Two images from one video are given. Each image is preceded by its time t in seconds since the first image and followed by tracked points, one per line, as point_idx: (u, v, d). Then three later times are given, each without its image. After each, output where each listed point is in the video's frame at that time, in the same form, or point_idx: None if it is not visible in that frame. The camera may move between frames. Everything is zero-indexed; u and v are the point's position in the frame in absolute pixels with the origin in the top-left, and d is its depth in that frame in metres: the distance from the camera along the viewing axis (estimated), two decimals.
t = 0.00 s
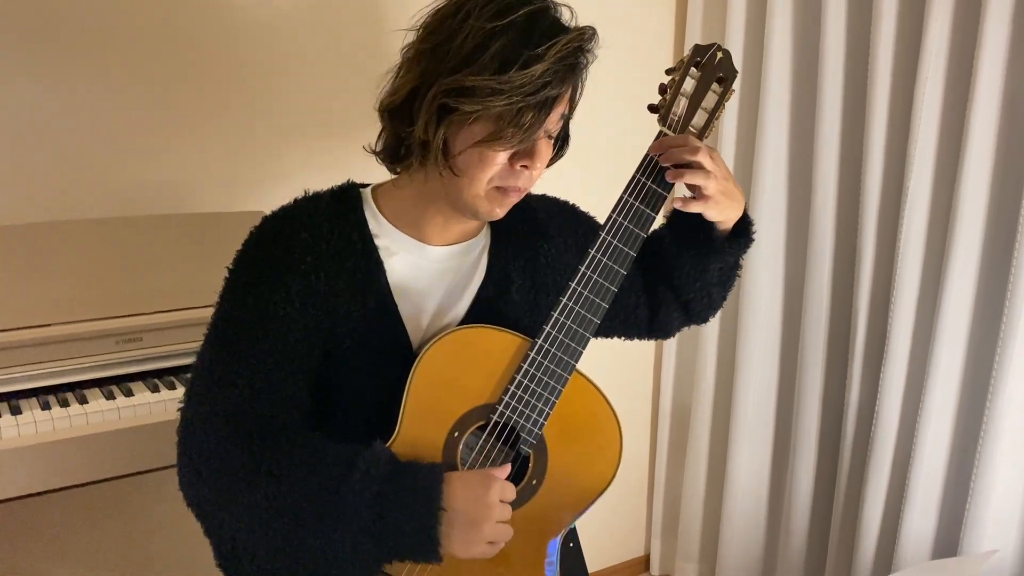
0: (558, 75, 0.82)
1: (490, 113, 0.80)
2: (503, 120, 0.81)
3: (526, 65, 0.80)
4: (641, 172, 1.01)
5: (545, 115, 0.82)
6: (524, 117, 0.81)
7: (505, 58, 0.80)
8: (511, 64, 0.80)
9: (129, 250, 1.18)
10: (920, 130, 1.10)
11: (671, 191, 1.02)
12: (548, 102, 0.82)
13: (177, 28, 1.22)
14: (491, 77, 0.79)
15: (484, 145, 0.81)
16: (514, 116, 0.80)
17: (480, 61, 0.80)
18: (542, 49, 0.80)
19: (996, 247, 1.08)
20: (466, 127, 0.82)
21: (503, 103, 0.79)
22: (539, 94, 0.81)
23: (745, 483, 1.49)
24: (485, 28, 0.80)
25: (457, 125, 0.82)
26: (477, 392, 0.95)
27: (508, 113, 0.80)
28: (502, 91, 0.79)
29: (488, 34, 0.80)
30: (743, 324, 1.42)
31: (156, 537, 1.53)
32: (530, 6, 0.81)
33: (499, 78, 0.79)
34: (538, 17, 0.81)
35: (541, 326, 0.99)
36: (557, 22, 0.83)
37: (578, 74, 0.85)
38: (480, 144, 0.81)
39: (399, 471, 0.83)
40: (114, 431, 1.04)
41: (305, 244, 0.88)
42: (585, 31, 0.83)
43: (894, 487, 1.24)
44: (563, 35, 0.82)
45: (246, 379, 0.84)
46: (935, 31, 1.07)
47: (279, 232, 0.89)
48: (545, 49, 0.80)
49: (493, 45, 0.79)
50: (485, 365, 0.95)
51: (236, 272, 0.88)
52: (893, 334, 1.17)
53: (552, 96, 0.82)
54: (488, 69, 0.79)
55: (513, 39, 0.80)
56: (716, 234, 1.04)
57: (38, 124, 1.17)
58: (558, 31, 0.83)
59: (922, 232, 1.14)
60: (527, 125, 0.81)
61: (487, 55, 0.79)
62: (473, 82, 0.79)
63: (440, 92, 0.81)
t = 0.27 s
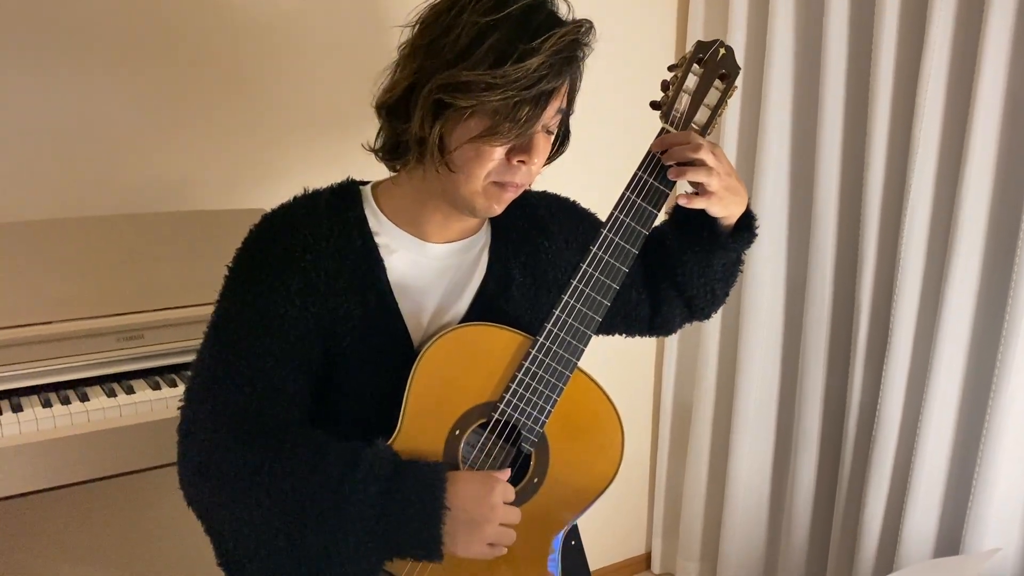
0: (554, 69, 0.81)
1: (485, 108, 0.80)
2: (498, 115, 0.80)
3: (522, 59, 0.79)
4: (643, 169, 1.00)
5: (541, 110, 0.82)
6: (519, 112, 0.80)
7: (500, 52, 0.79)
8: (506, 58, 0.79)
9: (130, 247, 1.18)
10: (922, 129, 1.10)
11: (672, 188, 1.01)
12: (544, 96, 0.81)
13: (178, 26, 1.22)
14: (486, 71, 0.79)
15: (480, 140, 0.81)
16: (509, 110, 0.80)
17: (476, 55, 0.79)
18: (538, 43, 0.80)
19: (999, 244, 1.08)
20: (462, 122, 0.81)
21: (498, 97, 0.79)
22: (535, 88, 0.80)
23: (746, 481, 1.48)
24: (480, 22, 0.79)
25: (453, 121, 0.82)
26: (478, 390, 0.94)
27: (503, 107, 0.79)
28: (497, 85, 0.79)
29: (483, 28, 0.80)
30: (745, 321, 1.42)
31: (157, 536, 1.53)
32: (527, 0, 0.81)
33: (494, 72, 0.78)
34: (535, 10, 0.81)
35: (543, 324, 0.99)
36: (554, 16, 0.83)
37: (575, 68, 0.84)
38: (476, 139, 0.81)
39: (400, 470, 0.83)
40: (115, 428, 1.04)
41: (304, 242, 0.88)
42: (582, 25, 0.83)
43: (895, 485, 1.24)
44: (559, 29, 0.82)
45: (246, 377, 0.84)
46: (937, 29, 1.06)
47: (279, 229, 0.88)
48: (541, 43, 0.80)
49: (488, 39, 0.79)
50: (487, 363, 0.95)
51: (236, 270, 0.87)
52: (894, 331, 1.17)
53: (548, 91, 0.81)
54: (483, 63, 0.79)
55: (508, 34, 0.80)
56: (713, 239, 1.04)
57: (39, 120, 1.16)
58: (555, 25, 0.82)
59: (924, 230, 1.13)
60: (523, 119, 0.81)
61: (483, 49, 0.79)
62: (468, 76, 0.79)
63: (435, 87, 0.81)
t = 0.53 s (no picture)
0: (555, 73, 0.81)
1: (484, 111, 0.79)
2: (498, 118, 0.80)
3: (522, 63, 0.79)
4: (644, 165, 1.00)
5: (541, 114, 0.81)
6: (519, 116, 0.80)
7: (501, 55, 0.79)
8: (507, 62, 0.79)
9: (130, 244, 1.17)
10: (925, 127, 1.09)
11: (673, 184, 1.01)
12: (544, 100, 0.81)
13: (179, 23, 1.21)
14: (486, 74, 0.78)
15: (478, 143, 0.80)
16: (508, 114, 0.79)
17: (476, 58, 0.79)
18: (539, 47, 0.79)
19: (1003, 241, 1.07)
20: (461, 124, 0.81)
21: (497, 101, 0.78)
22: (535, 92, 0.80)
23: (748, 479, 1.48)
24: (481, 25, 0.79)
25: (452, 122, 0.81)
26: (478, 387, 0.94)
27: (503, 111, 0.79)
28: (497, 89, 0.78)
29: (484, 30, 0.79)
30: (747, 319, 1.41)
31: (158, 533, 1.53)
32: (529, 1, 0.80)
33: (494, 76, 0.78)
34: (537, 12, 0.80)
35: (543, 321, 0.98)
36: (557, 19, 0.82)
37: (576, 71, 0.84)
38: (474, 142, 0.81)
39: (401, 469, 0.83)
40: (115, 426, 1.04)
41: (304, 239, 0.87)
42: (585, 29, 0.82)
43: (897, 484, 1.24)
44: (562, 32, 0.81)
45: (246, 375, 0.83)
46: (941, 26, 1.06)
47: (279, 227, 0.88)
48: (542, 46, 0.79)
49: (489, 42, 0.79)
50: (487, 360, 0.94)
51: (236, 268, 0.87)
52: (897, 330, 1.16)
53: (549, 95, 0.81)
54: (483, 66, 0.79)
55: (509, 37, 0.79)
56: (713, 238, 1.04)
57: (39, 118, 1.16)
58: (557, 28, 0.82)
59: (927, 228, 1.13)
60: (522, 123, 0.80)
61: (483, 52, 0.79)
62: (468, 79, 0.78)
63: (435, 88, 0.81)
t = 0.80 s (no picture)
0: (558, 101, 0.80)
1: (482, 132, 0.79)
2: (495, 140, 0.79)
3: (524, 88, 0.78)
4: (643, 164, 1.00)
5: (540, 140, 0.81)
6: (517, 142, 0.79)
7: (505, 79, 0.78)
8: (510, 86, 0.78)
9: (131, 242, 1.17)
10: (926, 127, 1.09)
11: (672, 182, 1.00)
12: (545, 127, 0.80)
13: (179, 22, 1.21)
14: (487, 96, 0.78)
15: (472, 163, 0.80)
16: (506, 139, 0.79)
17: (480, 79, 0.78)
18: (544, 74, 0.79)
19: (1006, 241, 1.07)
20: (458, 141, 0.81)
21: (495, 124, 0.78)
22: (535, 118, 0.79)
23: (749, 479, 1.48)
24: (489, 46, 0.78)
25: (449, 137, 0.81)
26: (477, 384, 0.94)
27: (501, 136, 0.79)
28: (496, 112, 0.78)
29: (492, 52, 0.79)
30: (748, 318, 1.41)
31: (160, 532, 1.53)
32: (542, 26, 0.80)
33: (495, 99, 0.77)
34: (548, 38, 0.80)
35: (542, 318, 0.98)
36: (568, 44, 0.81)
37: (582, 99, 0.83)
38: (469, 161, 0.80)
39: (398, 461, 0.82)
40: (116, 424, 1.04)
41: (304, 238, 0.87)
42: (594, 60, 0.82)
43: (898, 483, 1.23)
44: (571, 61, 0.80)
45: (246, 373, 0.83)
46: (942, 26, 1.06)
47: (279, 226, 0.88)
48: (546, 75, 0.79)
49: (495, 64, 0.78)
50: (486, 357, 0.94)
51: (236, 266, 0.87)
52: (897, 330, 1.16)
53: (550, 122, 0.80)
54: (485, 88, 0.78)
55: (515, 59, 0.78)
56: (710, 233, 1.03)
57: (40, 117, 1.16)
58: (567, 53, 0.81)
59: (928, 227, 1.12)
60: (519, 149, 0.80)
61: (487, 73, 0.78)
62: (469, 99, 0.78)
63: (436, 101, 0.80)
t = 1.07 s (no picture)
0: (562, 92, 0.80)
1: (486, 124, 0.78)
2: (500, 132, 0.79)
3: (528, 79, 0.78)
4: (644, 164, 0.99)
5: (545, 131, 0.80)
6: (521, 133, 0.79)
7: (509, 71, 0.78)
8: (514, 77, 0.78)
9: (133, 241, 1.17)
10: (929, 127, 1.09)
11: (673, 181, 1.00)
12: (549, 118, 0.80)
13: (182, 22, 1.22)
14: (491, 88, 0.77)
15: (478, 156, 0.80)
16: (511, 130, 0.78)
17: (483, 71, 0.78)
18: (548, 65, 0.79)
19: (1008, 241, 1.07)
20: (464, 135, 0.80)
21: (500, 115, 0.77)
22: (539, 109, 0.79)
23: (750, 479, 1.48)
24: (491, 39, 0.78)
25: (455, 132, 0.81)
26: (479, 383, 0.94)
27: (506, 127, 0.78)
28: (500, 104, 0.78)
29: (494, 44, 0.79)
30: (750, 317, 1.41)
31: (164, 529, 1.53)
32: (543, 19, 0.80)
33: (499, 91, 0.77)
34: (550, 29, 0.80)
35: (544, 316, 0.98)
36: (570, 36, 0.81)
37: (585, 91, 0.83)
38: (475, 154, 0.80)
39: (401, 459, 0.83)
40: (118, 423, 1.04)
41: (306, 236, 0.87)
42: (597, 49, 0.81)
43: (901, 482, 1.23)
44: (573, 51, 0.80)
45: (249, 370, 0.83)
46: (945, 26, 1.06)
47: (282, 224, 0.88)
48: (550, 65, 0.79)
49: (498, 56, 0.78)
50: (488, 355, 0.94)
51: (239, 264, 0.87)
52: (901, 329, 1.16)
53: (554, 113, 0.80)
54: (489, 80, 0.78)
55: (518, 51, 0.78)
56: (710, 236, 1.04)
57: (42, 116, 1.16)
58: (570, 45, 0.81)
59: (931, 226, 1.12)
60: (524, 140, 0.79)
61: (491, 65, 0.78)
62: (473, 91, 0.78)
63: (440, 96, 0.80)
